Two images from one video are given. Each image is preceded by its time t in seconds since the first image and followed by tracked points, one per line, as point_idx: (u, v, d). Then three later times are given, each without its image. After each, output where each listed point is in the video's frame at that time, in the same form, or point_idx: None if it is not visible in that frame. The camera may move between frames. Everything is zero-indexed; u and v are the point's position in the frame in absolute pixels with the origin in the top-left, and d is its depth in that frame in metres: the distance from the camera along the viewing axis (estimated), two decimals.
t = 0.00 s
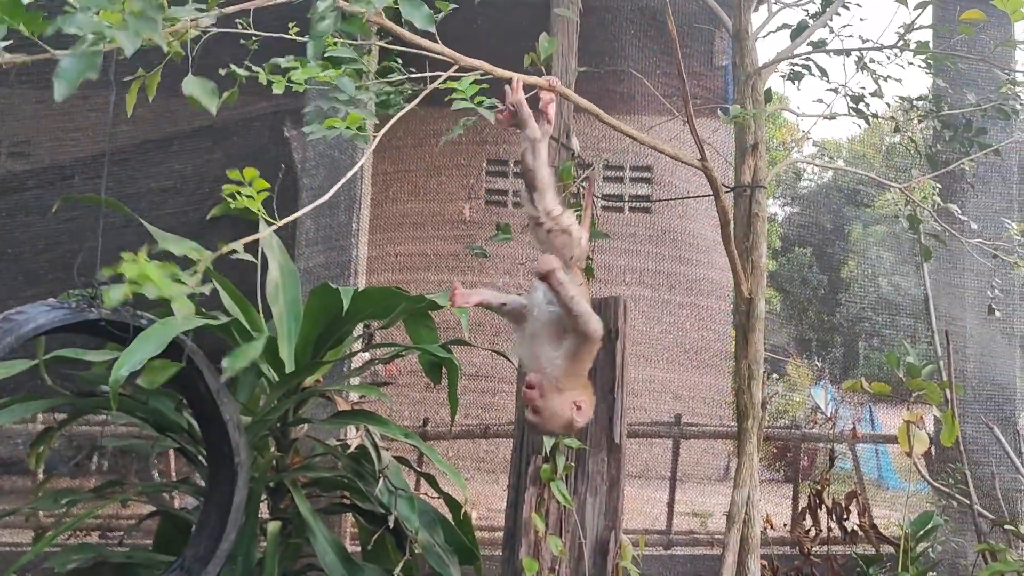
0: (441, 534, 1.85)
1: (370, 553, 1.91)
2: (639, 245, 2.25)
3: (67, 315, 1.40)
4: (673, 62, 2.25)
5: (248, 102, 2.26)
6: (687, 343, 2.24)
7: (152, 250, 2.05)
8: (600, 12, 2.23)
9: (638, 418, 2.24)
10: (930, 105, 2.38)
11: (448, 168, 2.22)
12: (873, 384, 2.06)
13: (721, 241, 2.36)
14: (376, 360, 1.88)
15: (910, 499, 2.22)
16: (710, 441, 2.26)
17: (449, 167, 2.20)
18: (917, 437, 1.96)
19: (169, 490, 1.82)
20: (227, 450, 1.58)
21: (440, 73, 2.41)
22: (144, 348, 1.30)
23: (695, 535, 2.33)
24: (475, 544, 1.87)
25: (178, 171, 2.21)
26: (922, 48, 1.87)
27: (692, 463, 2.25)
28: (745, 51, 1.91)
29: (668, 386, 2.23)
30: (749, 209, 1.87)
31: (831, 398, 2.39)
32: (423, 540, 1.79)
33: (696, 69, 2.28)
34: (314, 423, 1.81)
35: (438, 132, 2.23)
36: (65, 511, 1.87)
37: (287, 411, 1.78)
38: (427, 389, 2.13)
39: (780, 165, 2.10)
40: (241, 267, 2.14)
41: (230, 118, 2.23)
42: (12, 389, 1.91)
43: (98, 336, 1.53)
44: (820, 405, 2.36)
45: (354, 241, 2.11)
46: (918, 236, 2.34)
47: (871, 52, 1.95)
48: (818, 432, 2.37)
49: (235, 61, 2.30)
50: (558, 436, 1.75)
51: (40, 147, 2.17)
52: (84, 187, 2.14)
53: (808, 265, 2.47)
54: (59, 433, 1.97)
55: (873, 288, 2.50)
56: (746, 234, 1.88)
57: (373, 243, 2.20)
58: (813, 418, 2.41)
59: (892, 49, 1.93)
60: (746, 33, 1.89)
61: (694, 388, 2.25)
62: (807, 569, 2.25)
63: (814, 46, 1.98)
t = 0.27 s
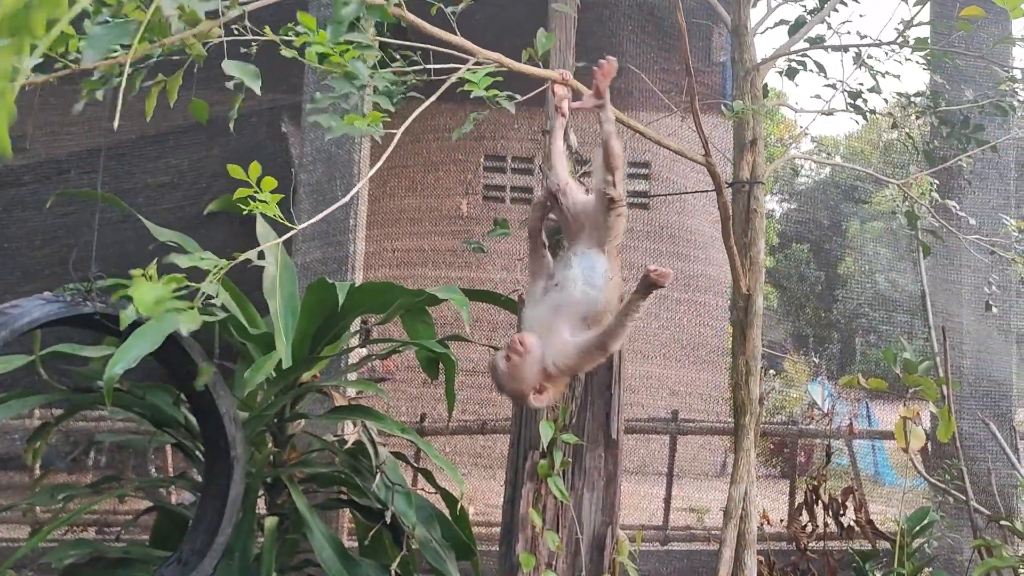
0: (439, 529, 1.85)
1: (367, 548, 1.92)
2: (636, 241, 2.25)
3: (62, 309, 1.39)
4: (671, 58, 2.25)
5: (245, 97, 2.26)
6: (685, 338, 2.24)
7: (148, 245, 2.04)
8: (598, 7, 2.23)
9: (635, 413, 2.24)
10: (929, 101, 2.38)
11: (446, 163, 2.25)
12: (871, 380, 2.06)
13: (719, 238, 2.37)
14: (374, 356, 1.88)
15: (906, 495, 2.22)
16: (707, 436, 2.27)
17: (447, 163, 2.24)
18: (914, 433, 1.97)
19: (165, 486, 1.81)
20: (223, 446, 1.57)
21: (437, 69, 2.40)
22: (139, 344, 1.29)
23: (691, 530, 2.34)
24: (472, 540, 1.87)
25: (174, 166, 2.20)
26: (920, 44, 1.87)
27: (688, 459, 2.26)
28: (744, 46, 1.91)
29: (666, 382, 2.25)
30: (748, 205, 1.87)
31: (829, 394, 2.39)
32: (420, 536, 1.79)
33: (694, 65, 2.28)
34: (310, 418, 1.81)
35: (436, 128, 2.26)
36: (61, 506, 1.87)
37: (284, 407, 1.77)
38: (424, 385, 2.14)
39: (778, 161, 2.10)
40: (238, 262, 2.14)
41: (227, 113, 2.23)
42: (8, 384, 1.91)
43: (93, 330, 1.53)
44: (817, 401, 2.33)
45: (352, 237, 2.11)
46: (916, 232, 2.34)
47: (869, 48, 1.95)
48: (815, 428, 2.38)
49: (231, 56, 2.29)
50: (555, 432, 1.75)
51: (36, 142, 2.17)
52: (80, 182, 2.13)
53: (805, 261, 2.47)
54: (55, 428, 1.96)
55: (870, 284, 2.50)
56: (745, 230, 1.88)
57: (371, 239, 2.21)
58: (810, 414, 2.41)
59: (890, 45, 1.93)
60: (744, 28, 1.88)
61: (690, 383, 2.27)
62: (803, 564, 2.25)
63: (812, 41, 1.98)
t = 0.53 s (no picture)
0: (438, 525, 1.85)
1: (366, 544, 1.92)
2: (634, 238, 2.26)
3: (63, 305, 1.39)
4: (670, 55, 2.25)
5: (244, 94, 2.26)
6: (682, 335, 2.26)
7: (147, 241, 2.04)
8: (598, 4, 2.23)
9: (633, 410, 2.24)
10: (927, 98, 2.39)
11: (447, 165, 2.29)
12: (869, 377, 2.07)
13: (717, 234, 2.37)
14: (373, 352, 1.88)
15: (904, 492, 2.23)
16: (705, 433, 2.27)
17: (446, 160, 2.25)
18: (912, 430, 1.97)
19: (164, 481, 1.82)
20: (223, 442, 1.57)
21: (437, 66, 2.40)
22: (140, 341, 1.29)
23: (689, 526, 2.34)
24: (470, 536, 1.87)
25: (172, 162, 2.20)
26: (920, 41, 1.87)
27: (687, 456, 2.26)
28: (744, 43, 1.91)
29: (664, 379, 2.23)
30: (747, 201, 1.87)
31: (827, 391, 2.39)
32: (418, 532, 1.80)
33: (694, 61, 2.28)
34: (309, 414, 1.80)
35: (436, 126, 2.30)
36: (60, 502, 1.87)
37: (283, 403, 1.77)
38: (423, 381, 2.14)
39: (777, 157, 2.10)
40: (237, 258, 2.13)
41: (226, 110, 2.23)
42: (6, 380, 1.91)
43: (93, 325, 1.52)
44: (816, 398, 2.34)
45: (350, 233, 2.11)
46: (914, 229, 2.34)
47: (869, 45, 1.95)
48: (813, 424, 2.39)
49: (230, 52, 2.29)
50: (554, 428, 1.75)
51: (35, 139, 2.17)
52: (78, 178, 2.13)
53: (804, 258, 2.47)
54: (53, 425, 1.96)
55: (868, 281, 2.51)
56: (744, 226, 1.88)
57: (369, 235, 2.22)
58: (808, 410, 2.42)
59: (890, 42, 1.93)
60: (744, 25, 1.88)
61: (690, 380, 2.25)
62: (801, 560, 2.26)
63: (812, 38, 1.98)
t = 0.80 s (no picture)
0: (438, 522, 1.85)
1: (366, 541, 1.92)
2: (634, 234, 2.25)
3: (63, 302, 1.39)
4: (671, 51, 2.25)
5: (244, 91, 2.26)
6: (683, 332, 2.25)
7: (147, 238, 2.05)
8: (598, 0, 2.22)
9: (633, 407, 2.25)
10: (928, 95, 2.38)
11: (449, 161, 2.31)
12: (869, 374, 2.07)
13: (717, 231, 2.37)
14: (373, 349, 1.87)
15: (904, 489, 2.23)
16: (705, 430, 2.27)
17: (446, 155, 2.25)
18: (911, 427, 1.97)
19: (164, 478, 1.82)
20: (222, 440, 1.57)
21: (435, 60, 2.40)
22: (138, 338, 1.29)
23: (689, 524, 2.34)
24: (470, 532, 1.87)
25: (171, 159, 2.20)
26: (921, 38, 1.87)
27: (686, 453, 2.26)
28: (744, 39, 1.90)
29: (664, 376, 2.24)
30: (747, 198, 1.87)
31: (826, 388, 2.39)
32: (418, 528, 1.79)
33: (694, 58, 2.27)
34: (309, 411, 1.80)
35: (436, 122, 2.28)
36: (60, 499, 1.87)
37: (284, 400, 1.78)
38: (423, 377, 2.14)
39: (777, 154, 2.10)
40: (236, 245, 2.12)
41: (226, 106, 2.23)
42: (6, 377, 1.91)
43: (93, 321, 1.52)
44: (815, 394, 2.33)
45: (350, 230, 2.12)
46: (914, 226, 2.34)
47: (869, 41, 1.94)
48: (813, 422, 2.39)
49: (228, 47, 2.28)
50: (554, 425, 1.75)
51: (34, 136, 2.17)
52: (78, 174, 2.13)
53: (804, 255, 2.47)
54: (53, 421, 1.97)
55: (868, 278, 2.50)
56: (744, 223, 1.88)
57: (369, 232, 2.23)
58: (808, 407, 2.42)
59: (890, 38, 1.92)
60: (744, 21, 1.88)
61: (689, 377, 2.26)
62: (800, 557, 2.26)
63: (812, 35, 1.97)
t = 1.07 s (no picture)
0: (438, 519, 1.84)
1: (366, 537, 1.92)
2: (635, 231, 2.25)
3: (60, 299, 1.38)
4: (671, 48, 2.26)
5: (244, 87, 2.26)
6: (683, 329, 2.25)
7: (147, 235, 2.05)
8: None
9: (633, 404, 2.25)
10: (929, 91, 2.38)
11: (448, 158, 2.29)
12: (869, 371, 2.06)
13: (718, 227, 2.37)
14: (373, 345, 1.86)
15: (904, 486, 2.23)
16: (705, 427, 2.28)
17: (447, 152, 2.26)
18: (911, 424, 1.97)
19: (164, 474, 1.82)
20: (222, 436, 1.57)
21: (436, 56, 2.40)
22: (134, 336, 1.28)
23: (688, 520, 2.36)
24: (470, 529, 1.87)
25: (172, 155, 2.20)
26: (921, 34, 1.86)
27: (686, 450, 2.26)
28: (744, 35, 1.90)
29: (665, 373, 2.25)
30: (748, 195, 1.86)
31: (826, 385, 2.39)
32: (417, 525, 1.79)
33: (694, 55, 2.27)
34: (309, 408, 1.80)
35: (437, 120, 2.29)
36: (61, 494, 1.87)
37: (284, 396, 1.77)
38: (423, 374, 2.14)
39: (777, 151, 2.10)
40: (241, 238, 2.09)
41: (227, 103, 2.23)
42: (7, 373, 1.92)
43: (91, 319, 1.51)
44: (815, 392, 2.36)
45: (351, 227, 2.12)
46: (915, 222, 2.34)
47: (869, 38, 1.94)
48: (813, 418, 2.39)
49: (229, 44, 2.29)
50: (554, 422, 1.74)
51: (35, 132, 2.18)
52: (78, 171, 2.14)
53: (804, 253, 2.47)
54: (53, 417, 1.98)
55: (868, 275, 2.50)
56: (744, 219, 1.88)
57: (370, 229, 2.24)
58: (808, 404, 2.42)
59: (890, 35, 1.92)
60: (744, 17, 1.88)
61: (689, 374, 2.27)
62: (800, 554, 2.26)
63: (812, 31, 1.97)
